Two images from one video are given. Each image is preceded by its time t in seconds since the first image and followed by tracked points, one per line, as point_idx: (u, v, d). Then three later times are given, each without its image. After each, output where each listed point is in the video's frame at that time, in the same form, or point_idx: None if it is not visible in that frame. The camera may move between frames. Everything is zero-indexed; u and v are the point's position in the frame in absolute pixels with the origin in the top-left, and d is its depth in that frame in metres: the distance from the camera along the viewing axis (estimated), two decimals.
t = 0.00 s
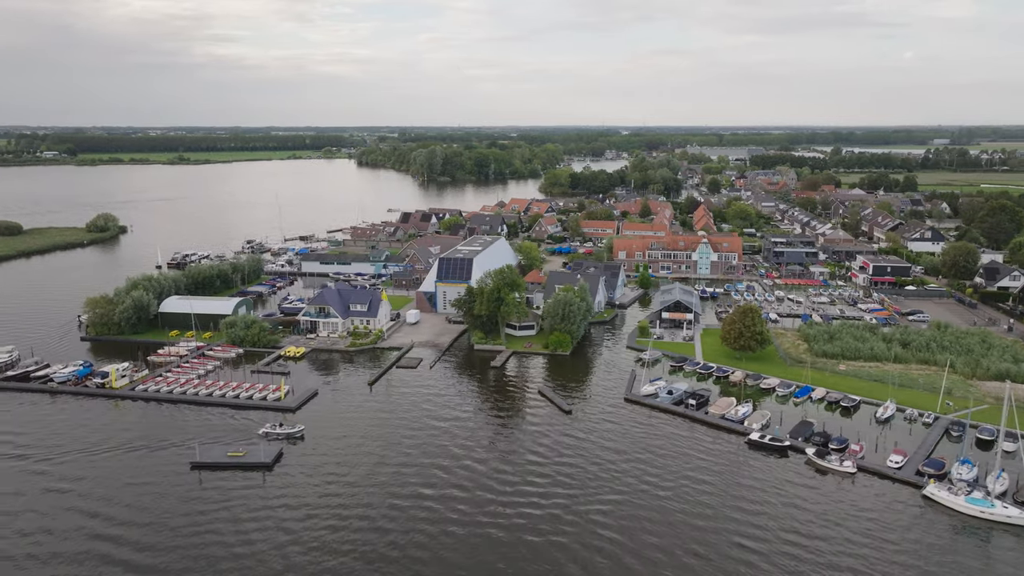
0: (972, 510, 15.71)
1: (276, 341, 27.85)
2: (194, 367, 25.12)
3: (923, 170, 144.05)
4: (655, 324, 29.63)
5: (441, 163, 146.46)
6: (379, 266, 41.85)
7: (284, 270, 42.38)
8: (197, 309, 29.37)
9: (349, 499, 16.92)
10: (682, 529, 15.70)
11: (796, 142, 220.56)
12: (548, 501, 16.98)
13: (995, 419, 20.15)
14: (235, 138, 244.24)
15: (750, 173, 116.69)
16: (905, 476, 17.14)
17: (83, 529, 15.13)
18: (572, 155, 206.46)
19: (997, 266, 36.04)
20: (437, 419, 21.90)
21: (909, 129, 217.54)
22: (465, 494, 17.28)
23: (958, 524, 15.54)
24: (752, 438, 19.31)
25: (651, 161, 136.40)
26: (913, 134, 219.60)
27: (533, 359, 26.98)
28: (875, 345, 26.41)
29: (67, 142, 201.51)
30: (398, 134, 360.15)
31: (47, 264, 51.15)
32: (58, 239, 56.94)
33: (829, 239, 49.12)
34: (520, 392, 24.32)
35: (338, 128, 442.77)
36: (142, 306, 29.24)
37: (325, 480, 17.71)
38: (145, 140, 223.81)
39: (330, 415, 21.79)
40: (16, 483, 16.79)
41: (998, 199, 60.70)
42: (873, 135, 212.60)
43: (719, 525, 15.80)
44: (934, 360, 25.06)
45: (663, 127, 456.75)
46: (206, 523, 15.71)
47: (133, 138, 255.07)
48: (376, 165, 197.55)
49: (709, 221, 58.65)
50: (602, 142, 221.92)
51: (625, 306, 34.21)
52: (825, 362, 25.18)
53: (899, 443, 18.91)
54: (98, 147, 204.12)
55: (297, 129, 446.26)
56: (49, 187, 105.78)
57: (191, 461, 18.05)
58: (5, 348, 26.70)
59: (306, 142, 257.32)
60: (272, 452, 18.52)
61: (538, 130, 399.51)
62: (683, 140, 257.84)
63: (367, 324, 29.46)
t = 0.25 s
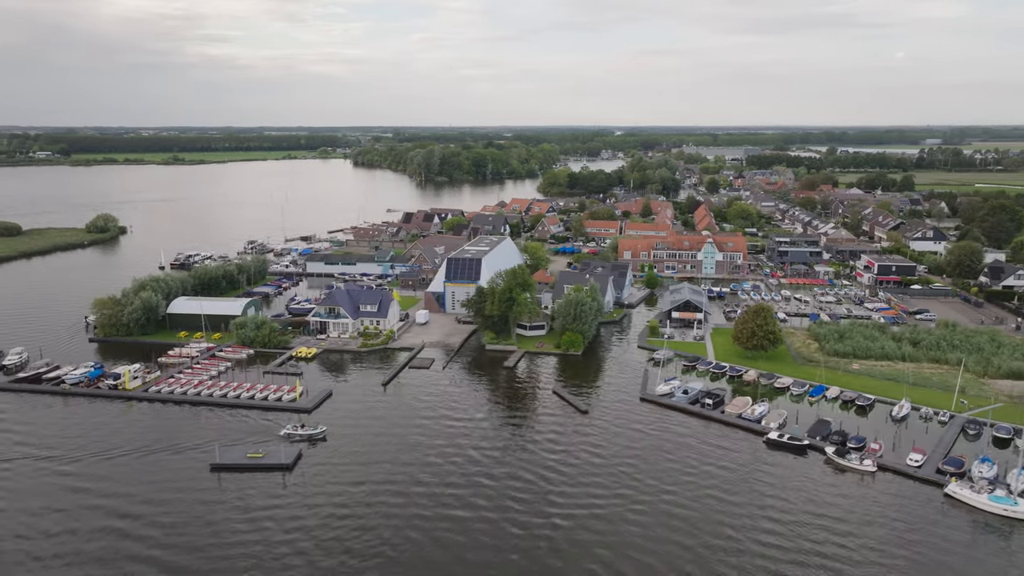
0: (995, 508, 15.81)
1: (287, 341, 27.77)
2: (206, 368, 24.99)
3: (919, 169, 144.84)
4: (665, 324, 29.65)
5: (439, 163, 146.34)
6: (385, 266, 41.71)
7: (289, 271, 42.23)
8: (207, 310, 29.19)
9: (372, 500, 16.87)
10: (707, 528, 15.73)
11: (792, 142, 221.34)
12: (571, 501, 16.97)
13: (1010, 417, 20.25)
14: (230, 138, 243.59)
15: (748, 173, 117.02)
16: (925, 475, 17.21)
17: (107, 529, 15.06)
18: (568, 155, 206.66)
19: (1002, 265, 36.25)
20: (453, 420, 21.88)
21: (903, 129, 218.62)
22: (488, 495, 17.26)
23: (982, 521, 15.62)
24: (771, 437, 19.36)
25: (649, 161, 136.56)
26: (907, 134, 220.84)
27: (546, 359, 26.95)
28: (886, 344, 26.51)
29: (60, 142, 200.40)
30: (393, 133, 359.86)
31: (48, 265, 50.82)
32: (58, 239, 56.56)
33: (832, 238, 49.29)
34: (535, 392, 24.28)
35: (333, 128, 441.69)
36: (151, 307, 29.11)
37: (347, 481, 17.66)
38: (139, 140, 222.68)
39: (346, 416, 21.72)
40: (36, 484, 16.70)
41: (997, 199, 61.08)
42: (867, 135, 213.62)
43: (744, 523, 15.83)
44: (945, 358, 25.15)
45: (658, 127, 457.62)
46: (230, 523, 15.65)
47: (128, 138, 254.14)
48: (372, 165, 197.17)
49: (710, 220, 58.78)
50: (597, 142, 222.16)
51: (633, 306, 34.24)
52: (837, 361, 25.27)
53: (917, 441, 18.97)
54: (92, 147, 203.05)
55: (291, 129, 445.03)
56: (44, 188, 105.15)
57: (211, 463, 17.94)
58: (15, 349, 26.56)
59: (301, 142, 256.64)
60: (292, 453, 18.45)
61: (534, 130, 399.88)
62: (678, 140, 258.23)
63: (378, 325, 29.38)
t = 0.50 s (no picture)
0: (1019, 506, 15.93)
1: (298, 342, 27.68)
2: (220, 369, 24.86)
3: (913, 168, 145.68)
4: (676, 324, 29.73)
5: (435, 163, 146.28)
6: (391, 266, 41.65)
7: (294, 271, 42.11)
8: (219, 311, 29.05)
9: (398, 501, 16.85)
10: (735, 526, 15.78)
11: (786, 142, 222.35)
12: (598, 500, 16.98)
13: None
14: (224, 138, 242.54)
15: (745, 172, 117.42)
16: (948, 473, 17.33)
17: (135, 530, 14.98)
18: (563, 155, 206.80)
19: (1006, 263, 36.52)
20: (471, 420, 21.88)
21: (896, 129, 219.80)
22: (514, 495, 17.25)
23: (1005, 518, 15.75)
24: (791, 436, 19.45)
25: (645, 161, 136.85)
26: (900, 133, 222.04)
27: (559, 359, 26.97)
28: (897, 342, 26.65)
29: (53, 142, 199.16)
30: (388, 133, 359.31)
31: (48, 266, 50.48)
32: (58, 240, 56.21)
33: (834, 238, 49.53)
34: (550, 392, 24.29)
35: (327, 128, 440.45)
36: (161, 308, 28.94)
37: (371, 482, 17.63)
38: (132, 140, 221.46)
39: (364, 417, 21.68)
40: (60, 486, 16.59)
41: (996, 198, 61.48)
42: (860, 135, 214.62)
43: (772, 521, 15.90)
44: (957, 357, 25.30)
45: (652, 127, 458.50)
46: (258, 524, 15.60)
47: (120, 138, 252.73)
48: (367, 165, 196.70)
49: (710, 219, 58.97)
50: (592, 142, 222.45)
51: (641, 306, 34.31)
52: (850, 360, 25.38)
53: (936, 439, 19.09)
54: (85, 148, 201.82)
55: (285, 129, 443.52)
56: (39, 188, 104.48)
57: (233, 465, 17.85)
58: (25, 351, 26.38)
59: (295, 142, 255.88)
60: (314, 454, 18.39)
61: (528, 131, 400.15)
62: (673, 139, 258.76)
63: (389, 325, 29.32)
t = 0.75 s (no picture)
0: None
1: (308, 343, 27.58)
2: (231, 370, 24.72)
3: (906, 168, 146.51)
4: (686, 323, 29.78)
5: (432, 163, 146.17)
6: (395, 266, 41.54)
7: (298, 272, 41.95)
8: (228, 312, 28.90)
9: (420, 504, 16.80)
10: (759, 525, 15.82)
11: (780, 142, 223.25)
12: (620, 502, 16.97)
13: None
14: (218, 138, 241.51)
15: (741, 172, 117.82)
16: (967, 471, 17.44)
17: (159, 532, 14.89)
18: (559, 155, 206.96)
19: (1009, 262, 36.77)
20: (486, 421, 21.86)
21: (889, 129, 220.97)
22: (535, 497, 17.23)
23: None
24: (808, 435, 19.51)
25: (642, 160, 137.08)
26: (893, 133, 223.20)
27: (570, 358, 26.96)
28: (906, 341, 26.78)
29: (46, 142, 197.83)
30: (382, 133, 358.88)
31: (47, 267, 50.12)
32: (56, 241, 55.81)
33: (836, 237, 49.75)
34: (563, 392, 24.29)
35: (320, 128, 439.20)
36: (168, 309, 28.78)
37: (392, 485, 17.56)
38: (125, 140, 220.21)
39: (379, 418, 21.62)
40: (80, 488, 16.45)
41: (994, 197, 61.80)
42: (853, 135, 215.62)
43: (795, 522, 15.94)
44: (966, 355, 25.45)
45: (646, 126, 459.39)
46: (283, 526, 15.54)
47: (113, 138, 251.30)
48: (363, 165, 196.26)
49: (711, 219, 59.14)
50: (587, 142, 222.73)
51: (648, 305, 34.35)
52: (861, 358, 25.52)
53: (953, 437, 19.20)
54: (78, 148, 200.57)
55: (278, 129, 442.08)
56: (34, 189, 103.76)
57: (252, 466, 17.72)
58: (33, 353, 26.18)
59: (289, 142, 255.05)
60: (333, 455, 18.33)
61: (523, 131, 400.20)
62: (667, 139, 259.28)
63: (398, 325, 29.25)
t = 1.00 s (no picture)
0: None
1: (318, 344, 27.46)
2: (242, 371, 24.57)
3: (897, 167, 147.60)
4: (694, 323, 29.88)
5: (426, 163, 145.97)
6: (399, 267, 41.42)
7: (301, 273, 41.77)
8: (238, 313, 28.73)
9: (444, 506, 16.80)
10: (782, 524, 15.94)
11: (772, 142, 224.35)
12: (643, 503, 17.05)
13: None
14: (209, 138, 239.97)
15: (735, 172, 118.37)
16: (985, 468, 17.62)
17: (185, 535, 14.81)
18: (551, 154, 207.08)
19: (1009, 261, 37.14)
20: (502, 421, 21.88)
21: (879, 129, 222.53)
22: (558, 499, 17.27)
23: None
24: (826, 433, 19.65)
25: (636, 160, 137.34)
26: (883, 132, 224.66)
27: (582, 358, 26.99)
28: (914, 339, 27.01)
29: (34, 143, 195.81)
30: (374, 132, 358.06)
31: (45, 268, 49.63)
32: (53, 242, 55.25)
33: (835, 236, 50.07)
34: (576, 392, 24.34)
35: (311, 128, 437.39)
36: (175, 310, 28.57)
37: (415, 487, 17.55)
38: (115, 140, 218.39)
39: (395, 419, 21.59)
40: (100, 492, 16.33)
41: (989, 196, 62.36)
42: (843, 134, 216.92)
43: (818, 521, 16.07)
44: (974, 352, 25.69)
45: (637, 126, 460.56)
46: (309, 529, 15.50)
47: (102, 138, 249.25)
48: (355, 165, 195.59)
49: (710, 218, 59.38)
50: (579, 142, 222.97)
51: (654, 304, 34.44)
52: (870, 356, 25.71)
53: (968, 434, 19.40)
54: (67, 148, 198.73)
55: (268, 129, 439.94)
56: (24, 189, 102.68)
57: (273, 468, 17.66)
58: (40, 355, 25.93)
59: (280, 142, 253.81)
60: (353, 456, 18.27)
61: (515, 130, 400.31)
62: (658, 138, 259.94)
63: (408, 326, 29.18)
